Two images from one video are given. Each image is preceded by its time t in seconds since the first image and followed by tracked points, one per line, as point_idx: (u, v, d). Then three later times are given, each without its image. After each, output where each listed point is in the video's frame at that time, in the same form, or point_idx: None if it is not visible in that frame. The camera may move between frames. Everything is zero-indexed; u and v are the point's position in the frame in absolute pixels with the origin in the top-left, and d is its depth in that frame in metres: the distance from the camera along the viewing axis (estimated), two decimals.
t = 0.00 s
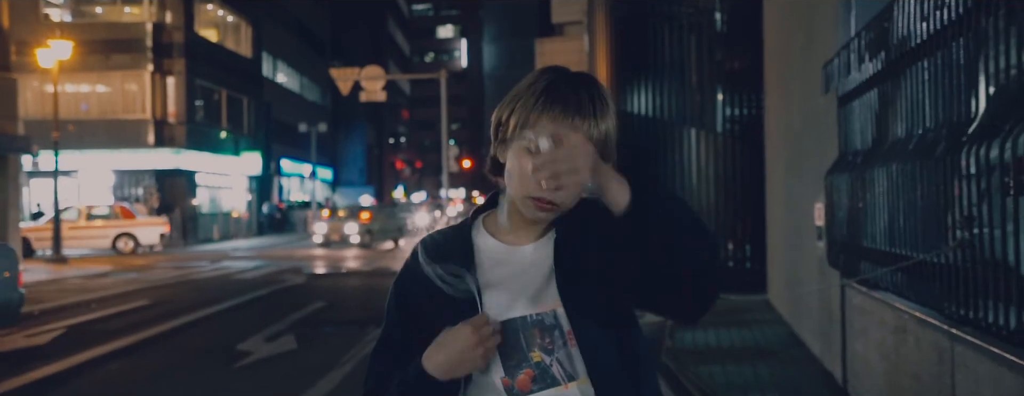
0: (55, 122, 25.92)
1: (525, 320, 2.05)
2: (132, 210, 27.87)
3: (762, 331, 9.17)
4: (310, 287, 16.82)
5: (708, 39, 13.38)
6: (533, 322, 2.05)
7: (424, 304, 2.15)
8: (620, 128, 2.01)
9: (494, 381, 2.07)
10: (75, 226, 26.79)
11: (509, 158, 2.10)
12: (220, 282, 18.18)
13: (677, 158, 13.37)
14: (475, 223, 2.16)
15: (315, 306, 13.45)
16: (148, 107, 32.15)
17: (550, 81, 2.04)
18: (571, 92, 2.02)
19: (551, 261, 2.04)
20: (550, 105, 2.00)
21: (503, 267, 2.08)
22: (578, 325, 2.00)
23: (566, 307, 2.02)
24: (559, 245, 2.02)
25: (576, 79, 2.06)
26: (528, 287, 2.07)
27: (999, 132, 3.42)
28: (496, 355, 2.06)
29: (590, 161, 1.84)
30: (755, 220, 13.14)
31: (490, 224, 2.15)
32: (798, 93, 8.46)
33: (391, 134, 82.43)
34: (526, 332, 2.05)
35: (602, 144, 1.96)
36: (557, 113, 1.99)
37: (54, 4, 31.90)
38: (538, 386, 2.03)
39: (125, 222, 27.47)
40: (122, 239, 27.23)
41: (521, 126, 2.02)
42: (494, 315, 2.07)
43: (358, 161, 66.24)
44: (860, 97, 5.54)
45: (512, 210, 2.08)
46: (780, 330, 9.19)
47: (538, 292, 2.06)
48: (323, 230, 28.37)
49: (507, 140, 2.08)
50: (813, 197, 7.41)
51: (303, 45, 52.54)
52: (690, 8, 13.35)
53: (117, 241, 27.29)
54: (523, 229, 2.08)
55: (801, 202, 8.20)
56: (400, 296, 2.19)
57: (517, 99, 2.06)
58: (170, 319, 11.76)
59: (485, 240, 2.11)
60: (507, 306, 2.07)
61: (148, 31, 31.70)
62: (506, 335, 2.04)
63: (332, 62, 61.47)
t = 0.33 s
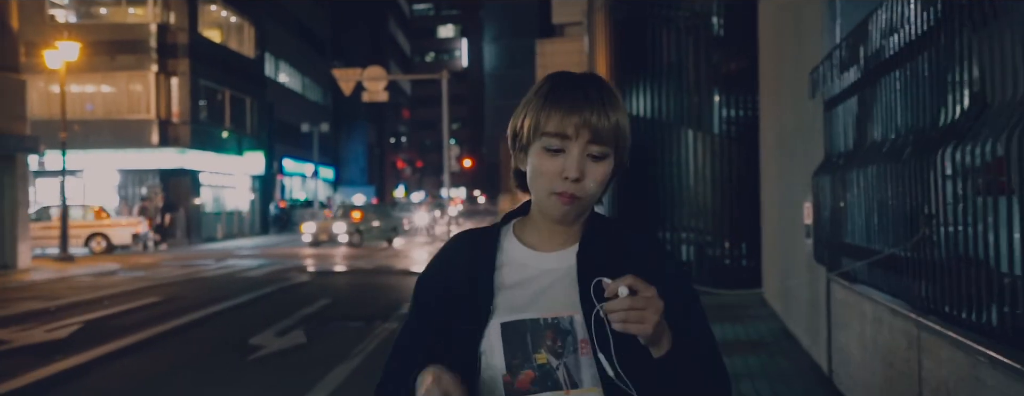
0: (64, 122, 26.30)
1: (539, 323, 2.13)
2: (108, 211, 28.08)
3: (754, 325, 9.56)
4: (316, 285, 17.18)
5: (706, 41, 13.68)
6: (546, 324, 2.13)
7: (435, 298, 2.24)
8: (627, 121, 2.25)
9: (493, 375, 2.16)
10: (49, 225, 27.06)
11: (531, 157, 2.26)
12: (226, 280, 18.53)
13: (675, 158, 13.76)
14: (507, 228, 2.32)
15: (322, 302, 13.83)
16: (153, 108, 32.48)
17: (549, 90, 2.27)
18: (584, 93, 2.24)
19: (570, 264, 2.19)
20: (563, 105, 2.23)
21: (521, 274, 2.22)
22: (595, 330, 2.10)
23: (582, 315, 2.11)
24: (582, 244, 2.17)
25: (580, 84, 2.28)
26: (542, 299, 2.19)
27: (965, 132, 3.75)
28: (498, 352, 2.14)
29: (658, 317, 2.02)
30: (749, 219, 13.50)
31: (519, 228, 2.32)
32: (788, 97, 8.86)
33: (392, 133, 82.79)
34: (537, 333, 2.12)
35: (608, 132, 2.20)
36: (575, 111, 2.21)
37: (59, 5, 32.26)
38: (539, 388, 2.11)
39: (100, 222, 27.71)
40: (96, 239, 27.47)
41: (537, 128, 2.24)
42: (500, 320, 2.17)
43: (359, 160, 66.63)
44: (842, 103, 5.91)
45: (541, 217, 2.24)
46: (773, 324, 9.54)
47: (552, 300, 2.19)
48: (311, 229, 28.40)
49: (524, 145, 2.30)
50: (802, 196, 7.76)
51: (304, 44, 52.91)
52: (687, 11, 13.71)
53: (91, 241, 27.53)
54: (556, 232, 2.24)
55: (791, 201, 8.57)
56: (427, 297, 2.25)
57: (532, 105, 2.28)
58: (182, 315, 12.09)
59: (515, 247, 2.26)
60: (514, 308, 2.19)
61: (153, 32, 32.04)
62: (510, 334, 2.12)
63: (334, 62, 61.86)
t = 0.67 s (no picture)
0: (72, 122, 26.69)
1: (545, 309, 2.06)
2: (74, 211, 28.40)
3: (748, 321, 9.89)
4: (322, 281, 17.46)
5: (704, 45, 14.10)
6: (554, 310, 2.05)
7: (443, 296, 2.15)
8: (623, 91, 2.22)
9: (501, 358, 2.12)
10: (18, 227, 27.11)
11: (530, 127, 2.22)
12: (232, 277, 18.81)
13: (672, 158, 14.12)
14: (516, 203, 2.23)
15: (329, 299, 14.14)
16: (158, 108, 32.72)
17: (545, 65, 2.25)
18: (579, 63, 2.23)
19: (580, 244, 2.09)
20: (559, 71, 2.21)
21: (530, 254, 2.11)
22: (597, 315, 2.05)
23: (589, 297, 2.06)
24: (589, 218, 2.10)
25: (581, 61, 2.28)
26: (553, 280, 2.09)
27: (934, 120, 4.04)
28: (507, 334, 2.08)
29: (624, 351, 1.99)
30: (744, 217, 13.94)
31: (526, 205, 2.23)
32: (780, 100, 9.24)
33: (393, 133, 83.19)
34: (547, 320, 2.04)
35: (605, 98, 2.17)
36: (570, 77, 2.19)
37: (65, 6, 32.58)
38: (543, 372, 2.08)
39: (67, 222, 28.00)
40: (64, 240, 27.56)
41: (536, 92, 2.22)
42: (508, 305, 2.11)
43: (361, 160, 66.94)
44: (828, 106, 6.25)
45: (544, 192, 2.19)
46: (766, 320, 9.85)
47: (561, 282, 2.09)
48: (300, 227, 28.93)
49: (523, 119, 2.26)
50: (792, 195, 8.12)
51: (307, 44, 53.24)
52: (686, 14, 14.13)
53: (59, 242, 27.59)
54: (559, 201, 2.16)
55: (783, 199, 8.92)
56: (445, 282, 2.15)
57: (531, 76, 2.26)
58: (192, 311, 12.39)
59: (523, 226, 2.16)
60: (524, 293, 2.10)
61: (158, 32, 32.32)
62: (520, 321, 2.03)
63: (336, 62, 62.23)
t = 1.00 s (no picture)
0: (80, 123, 26.98)
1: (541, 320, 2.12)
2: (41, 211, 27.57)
3: (742, 315, 10.26)
4: (326, 280, 17.74)
5: (700, 48, 14.52)
6: (551, 320, 2.12)
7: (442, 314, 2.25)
8: (590, 94, 2.38)
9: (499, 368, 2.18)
10: None
11: (508, 138, 2.37)
12: (238, 276, 19.13)
13: (670, 158, 14.52)
14: (503, 215, 2.35)
15: (336, 296, 14.49)
16: (163, 109, 32.95)
17: (511, 85, 2.42)
18: (541, 75, 2.40)
19: (571, 249, 2.22)
20: (524, 85, 2.38)
21: (521, 264, 2.23)
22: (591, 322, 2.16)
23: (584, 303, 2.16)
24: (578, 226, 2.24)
25: (540, 76, 2.45)
26: (547, 289, 2.19)
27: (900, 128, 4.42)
28: (505, 345, 2.13)
29: (621, 373, 2.08)
30: (741, 216, 14.30)
31: (511, 217, 2.35)
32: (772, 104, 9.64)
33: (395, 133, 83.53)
34: (543, 331, 2.11)
35: (571, 101, 2.33)
36: (536, 89, 2.36)
37: (72, 9, 32.90)
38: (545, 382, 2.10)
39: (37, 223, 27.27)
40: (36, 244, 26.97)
41: (508, 107, 2.38)
42: (503, 319, 2.16)
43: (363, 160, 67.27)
44: (812, 111, 6.63)
45: (526, 201, 2.31)
46: (759, 315, 10.21)
47: (556, 292, 2.19)
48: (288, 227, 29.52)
49: (498, 138, 2.42)
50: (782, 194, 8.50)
51: (309, 45, 53.60)
52: (683, 18, 14.54)
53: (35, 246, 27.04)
54: (545, 206, 2.29)
55: (775, 198, 9.30)
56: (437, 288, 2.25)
57: (500, 95, 2.43)
58: (203, 307, 12.74)
59: (511, 234, 2.27)
60: (519, 303, 2.18)
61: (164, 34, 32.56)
62: (517, 331, 2.11)
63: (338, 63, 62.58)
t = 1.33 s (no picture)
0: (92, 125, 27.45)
1: (519, 288, 2.23)
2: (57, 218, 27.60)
3: (737, 310, 10.68)
4: (334, 278, 18.10)
5: (700, 51, 14.84)
6: (529, 288, 2.23)
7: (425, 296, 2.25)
8: (558, 74, 2.39)
9: (480, 341, 2.26)
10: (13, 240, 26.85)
11: (482, 123, 2.41)
12: (247, 274, 19.55)
13: (669, 159, 14.90)
14: (480, 194, 2.39)
15: (344, 293, 14.87)
16: (171, 110, 33.22)
17: (481, 70, 2.43)
18: (509, 60, 2.42)
19: (547, 223, 2.26)
20: (493, 70, 2.40)
21: (499, 238, 2.27)
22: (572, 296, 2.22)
23: (562, 275, 2.22)
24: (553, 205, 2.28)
25: (508, 59, 2.47)
26: (524, 260, 2.25)
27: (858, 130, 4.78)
28: (484, 317, 2.23)
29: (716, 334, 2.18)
30: (740, 216, 14.66)
31: (489, 194, 2.39)
32: (767, 107, 10.02)
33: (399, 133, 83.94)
34: (522, 298, 2.23)
35: (539, 83, 2.36)
36: (505, 74, 2.38)
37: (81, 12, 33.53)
38: (524, 348, 2.24)
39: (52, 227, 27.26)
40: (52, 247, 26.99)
41: (480, 92, 2.41)
42: (484, 286, 2.23)
43: (368, 160, 67.72)
44: (798, 113, 7.00)
45: (504, 180, 2.36)
46: (753, 310, 10.60)
47: (536, 263, 2.25)
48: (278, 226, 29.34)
49: (470, 122, 2.45)
50: (774, 193, 8.84)
51: (314, 46, 54.01)
52: (682, 23, 14.92)
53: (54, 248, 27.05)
54: (522, 186, 2.34)
55: (768, 197, 9.62)
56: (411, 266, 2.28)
57: (469, 83, 2.45)
58: (216, 304, 13.12)
59: (488, 212, 2.31)
60: (498, 274, 2.24)
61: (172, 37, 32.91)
62: (498, 299, 2.22)
63: (343, 64, 62.98)
